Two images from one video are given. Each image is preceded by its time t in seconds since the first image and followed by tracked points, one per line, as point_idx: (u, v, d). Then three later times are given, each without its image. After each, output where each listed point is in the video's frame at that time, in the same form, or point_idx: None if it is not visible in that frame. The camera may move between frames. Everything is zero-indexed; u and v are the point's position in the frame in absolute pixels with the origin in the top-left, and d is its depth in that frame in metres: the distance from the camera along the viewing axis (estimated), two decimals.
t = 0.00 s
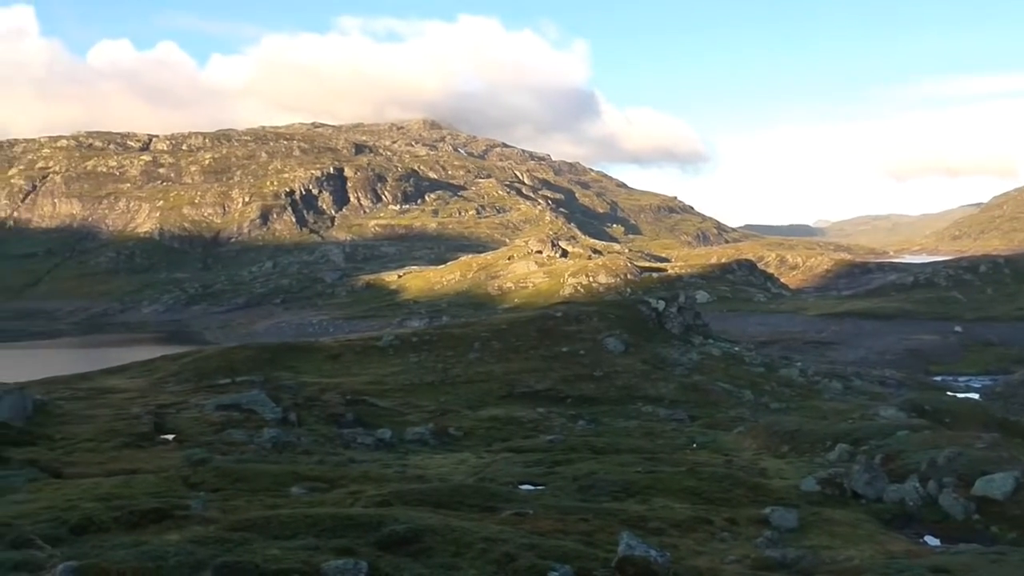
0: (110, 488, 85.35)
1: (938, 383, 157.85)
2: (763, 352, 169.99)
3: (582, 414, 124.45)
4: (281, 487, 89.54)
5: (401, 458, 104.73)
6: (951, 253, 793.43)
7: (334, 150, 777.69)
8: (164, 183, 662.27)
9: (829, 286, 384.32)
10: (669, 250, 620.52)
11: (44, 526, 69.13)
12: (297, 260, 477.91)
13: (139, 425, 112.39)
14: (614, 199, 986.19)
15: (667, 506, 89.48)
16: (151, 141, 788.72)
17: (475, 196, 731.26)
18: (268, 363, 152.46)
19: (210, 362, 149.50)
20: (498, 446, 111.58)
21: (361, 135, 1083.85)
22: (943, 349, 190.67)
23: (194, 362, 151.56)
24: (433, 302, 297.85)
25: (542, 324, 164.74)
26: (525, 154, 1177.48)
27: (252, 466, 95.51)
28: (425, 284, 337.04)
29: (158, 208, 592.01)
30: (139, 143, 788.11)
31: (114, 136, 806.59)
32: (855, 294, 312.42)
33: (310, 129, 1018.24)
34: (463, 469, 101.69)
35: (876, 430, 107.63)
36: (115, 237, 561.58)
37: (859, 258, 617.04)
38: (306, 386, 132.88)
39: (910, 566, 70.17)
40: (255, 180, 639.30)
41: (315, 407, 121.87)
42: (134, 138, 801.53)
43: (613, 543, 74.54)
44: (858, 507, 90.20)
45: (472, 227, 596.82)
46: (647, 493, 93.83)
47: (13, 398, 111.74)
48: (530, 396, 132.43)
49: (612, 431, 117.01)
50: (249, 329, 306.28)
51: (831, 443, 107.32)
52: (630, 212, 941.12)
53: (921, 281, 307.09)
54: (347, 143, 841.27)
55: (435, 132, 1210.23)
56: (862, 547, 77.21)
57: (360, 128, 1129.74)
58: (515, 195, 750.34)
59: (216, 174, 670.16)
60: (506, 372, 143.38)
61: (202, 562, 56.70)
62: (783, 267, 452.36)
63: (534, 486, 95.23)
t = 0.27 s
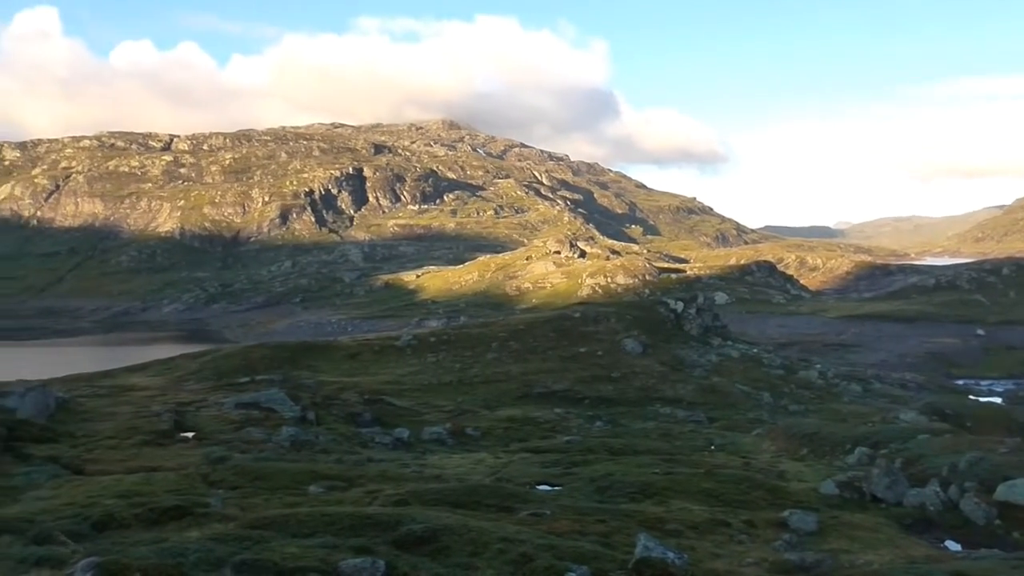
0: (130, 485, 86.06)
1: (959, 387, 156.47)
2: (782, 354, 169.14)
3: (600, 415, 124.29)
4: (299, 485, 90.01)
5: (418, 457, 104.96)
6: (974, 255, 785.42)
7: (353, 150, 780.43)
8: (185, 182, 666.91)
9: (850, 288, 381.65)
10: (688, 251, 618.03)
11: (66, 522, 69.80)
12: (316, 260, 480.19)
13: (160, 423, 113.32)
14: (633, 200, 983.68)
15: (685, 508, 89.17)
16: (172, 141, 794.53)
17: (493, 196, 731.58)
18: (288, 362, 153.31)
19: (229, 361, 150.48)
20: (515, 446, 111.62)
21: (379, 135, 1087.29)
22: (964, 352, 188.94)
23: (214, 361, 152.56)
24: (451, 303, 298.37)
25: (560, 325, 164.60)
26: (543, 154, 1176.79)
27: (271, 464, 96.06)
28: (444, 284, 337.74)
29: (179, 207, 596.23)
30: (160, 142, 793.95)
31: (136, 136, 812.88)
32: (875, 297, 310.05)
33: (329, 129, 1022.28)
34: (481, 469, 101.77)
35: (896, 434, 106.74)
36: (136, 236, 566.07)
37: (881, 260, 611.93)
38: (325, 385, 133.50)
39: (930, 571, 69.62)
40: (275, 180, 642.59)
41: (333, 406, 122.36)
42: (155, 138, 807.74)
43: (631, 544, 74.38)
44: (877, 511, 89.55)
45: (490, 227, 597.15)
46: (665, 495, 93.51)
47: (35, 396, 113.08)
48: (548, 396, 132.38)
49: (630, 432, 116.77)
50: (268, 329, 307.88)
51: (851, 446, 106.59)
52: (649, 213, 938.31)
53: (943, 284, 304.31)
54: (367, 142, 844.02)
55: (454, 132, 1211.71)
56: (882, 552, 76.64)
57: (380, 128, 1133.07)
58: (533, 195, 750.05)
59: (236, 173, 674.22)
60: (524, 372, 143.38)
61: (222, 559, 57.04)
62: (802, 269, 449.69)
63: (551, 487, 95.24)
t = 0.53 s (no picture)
0: (154, 485, 86.80)
1: (984, 385, 154.83)
2: (804, 353, 168.11)
3: (620, 415, 124.03)
4: (321, 485, 90.42)
5: (438, 457, 105.09)
6: (999, 253, 776.65)
7: (372, 151, 783.11)
8: (205, 185, 671.70)
9: (872, 286, 378.72)
10: (708, 250, 615.26)
11: (90, 522, 70.50)
12: (336, 261, 482.41)
13: (182, 424, 114.22)
14: (652, 199, 980.65)
15: (706, 508, 88.82)
16: (193, 143, 800.44)
17: (512, 196, 731.77)
18: (308, 362, 154.14)
19: (251, 362, 151.48)
20: (536, 446, 111.57)
21: (398, 136, 1090.41)
22: (989, 351, 186.95)
23: (236, 362, 153.62)
24: (471, 302, 298.83)
25: (579, 325, 164.44)
26: (562, 153, 1175.97)
27: (292, 465, 96.55)
28: (463, 284, 338.30)
29: (200, 209, 600.61)
30: (182, 145, 800.07)
31: (157, 139, 819.62)
32: (898, 295, 307.36)
33: (348, 130, 1026.30)
34: (501, 469, 101.81)
35: (920, 433, 105.80)
36: (158, 238, 570.63)
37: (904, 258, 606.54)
38: (346, 386, 134.09)
39: (955, 572, 68.90)
40: (294, 181, 645.97)
41: (354, 406, 122.79)
42: (176, 141, 814.31)
43: (652, 544, 74.12)
44: (901, 511, 88.78)
45: (509, 227, 597.16)
46: (686, 495, 93.16)
47: (61, 396, 115.09)
48: (568, 396, 132.28)
49: (651, 432, 116.42)
50: (289, 329, 309.52)
51: (874, 446, 105.71)
52: (668, 212, 935.26)
53: (967, 282, 301.31)
54: (385, 143, 846.75)
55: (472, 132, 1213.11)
56: (906, 552, 75.95)
57: (398, 129, 1136.43)
58: (552, 195, 749.59)
59: (256, 175, 678.24)
60: (543, 372, 143.25)
61: (243, 559, 57.31)
62: (824, 267, 446.65)
63: (572, 487, 95.11)
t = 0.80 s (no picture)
0: (171, 485, 87.30)
1: (1004, 386, 153.50)
2: (820, 353, 167.25)
3: (635, 415, 123.79)
4: (337, 485, 90.74)
5: (454, 457, 105.25)
6: (1018, 253, 769.91)
7: (387, 152, 785.08)
8: (222, 185, 675.30)
9: (889, 286, 376.40)
10: (724, 250, 613.28)
11: (109, 521, 71.02)
12: (352, 261, 484.16)
13: (199, 423, 114.90)
14: (668, 199, 978.41)
15: (722, 509, 88.48)
16: (210, 145, 804.92)
17: (527, 196, 731.81)
18: (324, 362, 154.75)
19: (267, 362, 152.14)
20: (551, 446, 111.54)
21: (414, 136, 1092.93)
22: (1008, 351, 185.34)
23: (252, 362, 154.32)
24: (486, 303, 299.10)
25: (594, 325, 164.22)
26: (577, 153, 1175.14)
27: (308, 464, 96.94)
28: (479, 285, 338.69)
29: (217, 210, 603.96)
30: (199, 146, 804.75)
31: (175, 140, 824.72)
32: (916, 294, 305.21)
33: (364, 131, 1029.55)
34: (516, 469, 101.83)
35: (938, 434, 105.01)
36: (175, 238, 574.38)
37: (923, 257, 602.45)
38: (362, 386, 134.50)
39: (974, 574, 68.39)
40: (311, 182, 648.65)
41: (370, 406, 123.13)
42: (194, 142, 819.11)
43: (668, 545, 73.94)
44: (919, 513, 88.11)
45: (525, 227, 597.39)
46: (702, 496, 92.84)
47: (78, 396, 115.66)
48: (583, 396, 132.23)
49: (666, 432, 116.13)
50: (306, 329, 310.78)
51: (892, 447, 105.01)
52: (684, 212, 932.83)
53: (986, 282, 298.96)
54: (401, 144, 848.91)
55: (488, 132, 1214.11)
56: (925, 554, 75.38)
57: (414, 130, 1138.83)
58: (567, 195, 749.34)
59: (273, 176, 681.36)
60: (559, 372, 143.19)
61: (260, 558, 57.66)
62: (841, 267, 444.34)
63: (588, 487, 94.99)
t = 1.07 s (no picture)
0: (192, 484, 87.96)
1: None
2: (841, 353, 166.10)
3: (654, 414, 123.50)
4: (356, 484, 91.07)
5: (472, 457, 105.39)
6: None
7: (405, 152, 787.01)
8: (241, 187, 679.28)
9: (911, 285, 373.21)
10: (743, 249, 610.19)
11: (132, 520, 71.63)
12: (370, 261, 485.88)
13: (220, 423, 115.69)
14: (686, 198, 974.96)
15: (742, 509, 88.13)
16: (230, 146, 809.98)
17: (545, 196, 731.48)
18: (343, 362, 155.39)
19: (287, 362, 152.92)
20: (569, 446, 111.44)
21: (432, 136, 1095.33)
22: None
23: (272, 362, 155.14)
24: (504, 302, 299.25)
25: (613, 324, 163.96)
26: (595, 153, 1173.42)
27: (328, 464, 97.32)
28: (497, 284, 338.92)
29: (236, 211, 607.72)
30: (219, 148, 810.00)
31: (195, 142, 830.90)
32: (938, 293, 302.30)
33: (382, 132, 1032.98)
34: (535, 469, 101.82)
35: (961, 433, 104.01)
36: (195, 240, 578.58)
37: (945, 256, 596.28)
38: (381, 386, 134.95)
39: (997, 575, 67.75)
40: (329, 182, 651.33)
41: (389, 406, 123.50)
42: (213, 144, 824.65)
43: (687, 545, 73.73)
44: (941, 513, 87.30)
45: (543, 227, 597.05)
46: (721, 496, 92.52)
47: (100, 397, 116.67)
48: (602, 396, 132.05)
49: (686, 432, 115.76)
50: (325, 329, 312.23)
51: (913, 446, 104.12)
52: (703, 211, 929.19)
53: (1009, 280, 295.73)
54: (419, 144, 850.85)
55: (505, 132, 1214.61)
56: (947, 555, 74.72)
57: (431, 130, 1141.16)
58: (585, 195, 748.43)
59: (292, 177, 684.88)
60: (577, 372, 143.06)
61: (281, 557, 58.03)
62: (862, 266, 440.95)
63: (606, 487, 94.82)
